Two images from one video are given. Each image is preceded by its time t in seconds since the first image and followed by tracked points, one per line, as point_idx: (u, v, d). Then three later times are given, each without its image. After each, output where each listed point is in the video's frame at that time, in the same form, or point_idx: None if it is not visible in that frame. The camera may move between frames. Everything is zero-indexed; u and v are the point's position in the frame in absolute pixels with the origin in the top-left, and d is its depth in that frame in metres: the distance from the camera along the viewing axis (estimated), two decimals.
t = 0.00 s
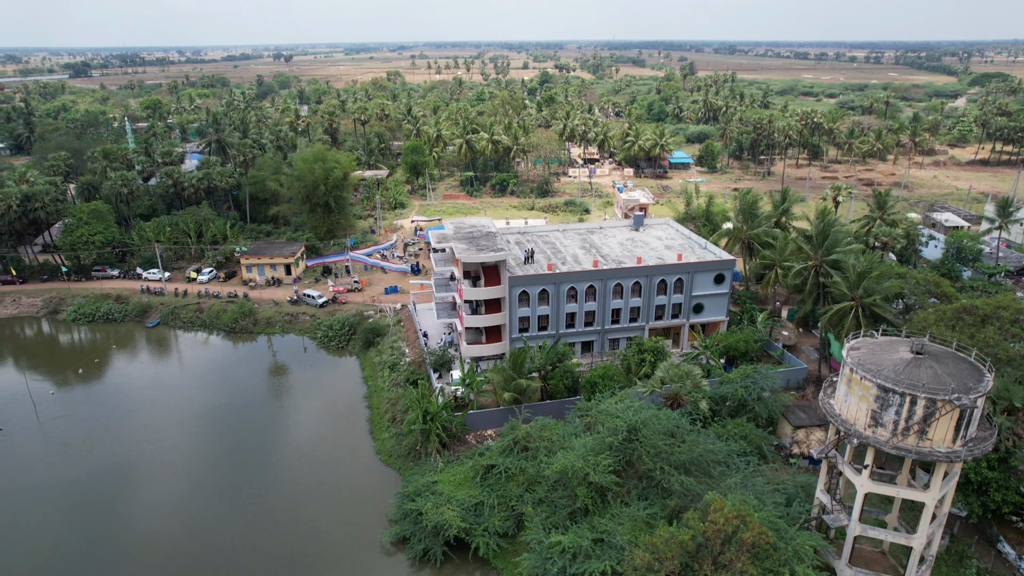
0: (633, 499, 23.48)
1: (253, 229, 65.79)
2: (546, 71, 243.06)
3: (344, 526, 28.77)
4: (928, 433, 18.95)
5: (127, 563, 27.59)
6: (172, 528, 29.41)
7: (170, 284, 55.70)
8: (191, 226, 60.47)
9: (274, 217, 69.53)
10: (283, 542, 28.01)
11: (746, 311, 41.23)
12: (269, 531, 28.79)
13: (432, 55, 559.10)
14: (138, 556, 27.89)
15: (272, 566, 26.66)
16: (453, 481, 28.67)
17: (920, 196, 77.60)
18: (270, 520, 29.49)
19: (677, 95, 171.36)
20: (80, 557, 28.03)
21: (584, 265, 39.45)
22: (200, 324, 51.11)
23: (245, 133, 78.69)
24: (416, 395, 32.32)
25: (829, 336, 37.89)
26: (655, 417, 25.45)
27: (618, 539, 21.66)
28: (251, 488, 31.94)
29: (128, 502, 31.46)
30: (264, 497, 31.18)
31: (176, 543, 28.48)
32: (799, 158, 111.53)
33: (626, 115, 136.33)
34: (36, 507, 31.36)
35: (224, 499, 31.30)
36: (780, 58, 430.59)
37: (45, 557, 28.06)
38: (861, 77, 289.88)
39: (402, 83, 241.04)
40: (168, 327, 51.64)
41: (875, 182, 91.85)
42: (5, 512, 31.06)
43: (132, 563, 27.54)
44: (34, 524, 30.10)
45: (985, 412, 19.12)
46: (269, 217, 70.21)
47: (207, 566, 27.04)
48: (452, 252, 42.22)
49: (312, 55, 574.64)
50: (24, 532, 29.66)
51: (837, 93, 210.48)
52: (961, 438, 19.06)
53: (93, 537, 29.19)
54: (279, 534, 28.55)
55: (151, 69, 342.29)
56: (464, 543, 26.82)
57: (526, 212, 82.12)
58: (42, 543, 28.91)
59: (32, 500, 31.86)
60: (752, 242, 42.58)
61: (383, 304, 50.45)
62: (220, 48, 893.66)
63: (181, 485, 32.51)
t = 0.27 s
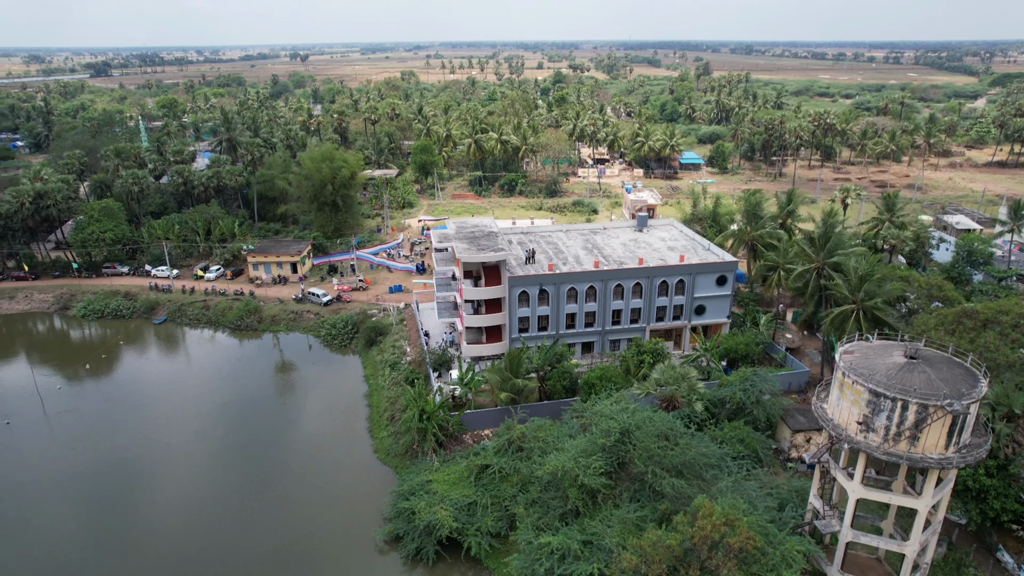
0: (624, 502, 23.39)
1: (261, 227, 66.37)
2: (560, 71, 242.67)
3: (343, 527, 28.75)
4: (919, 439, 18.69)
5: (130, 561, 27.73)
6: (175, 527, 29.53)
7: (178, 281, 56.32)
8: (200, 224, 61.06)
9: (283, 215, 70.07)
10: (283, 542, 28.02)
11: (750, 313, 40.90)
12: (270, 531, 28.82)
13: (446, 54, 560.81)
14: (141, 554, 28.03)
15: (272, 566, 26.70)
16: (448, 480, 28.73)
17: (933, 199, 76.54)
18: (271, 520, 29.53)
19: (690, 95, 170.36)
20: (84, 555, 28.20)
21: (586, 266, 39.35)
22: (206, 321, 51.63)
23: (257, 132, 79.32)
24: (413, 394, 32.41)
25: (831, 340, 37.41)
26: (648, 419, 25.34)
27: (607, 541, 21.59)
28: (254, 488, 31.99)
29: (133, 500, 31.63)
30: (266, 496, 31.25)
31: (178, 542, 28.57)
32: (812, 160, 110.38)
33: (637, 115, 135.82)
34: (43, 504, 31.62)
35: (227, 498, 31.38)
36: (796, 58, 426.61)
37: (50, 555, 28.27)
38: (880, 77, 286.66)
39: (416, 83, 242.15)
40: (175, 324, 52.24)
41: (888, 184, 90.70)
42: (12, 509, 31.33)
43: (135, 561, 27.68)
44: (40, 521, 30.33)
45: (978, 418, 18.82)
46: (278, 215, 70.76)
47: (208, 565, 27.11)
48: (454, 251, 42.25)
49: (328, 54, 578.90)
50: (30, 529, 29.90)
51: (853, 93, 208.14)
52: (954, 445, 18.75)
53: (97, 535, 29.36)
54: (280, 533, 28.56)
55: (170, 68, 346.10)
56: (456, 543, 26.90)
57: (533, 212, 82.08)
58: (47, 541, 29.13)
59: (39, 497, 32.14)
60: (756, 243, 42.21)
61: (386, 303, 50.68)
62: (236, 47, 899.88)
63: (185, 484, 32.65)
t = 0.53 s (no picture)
0: (615, 505, 23.29)
1: (268, 226, 66.84)
2: (571, 71, 242.24)
3: (343, 528, 28.73)
4: (911, 444, 18.44)
5: (133, 559, 27.84)
6: (178, 526, 29.60)
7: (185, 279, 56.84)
8: (207, 222, 61.58)
9: (290, 214, 70.53)
10: (283, 542, 28.04)
11: (752, 315, 40.61)
12: (271, 530, 28.84)
13: (459, 54, 561.61)
14: (144, 552, 28.13)
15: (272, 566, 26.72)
16: (443, 479, 28.77)
17: (945, 201, 75.62)
18: (272, 519, 29.55)
19: (701, 95, 169.40)
20: (87, 553, 28.31)
21: (586, 267, 39.23)
22: (212, 319, 52.08)
23: (265, 132, 79.84)
24: (410, 393, 32.50)
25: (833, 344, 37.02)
26: (642, 421, 25.22)
27: (596, 543, 21.50)
28: (257, 487, 32.03)
29: (137, 498, 31.73)
30: (268, 496, 31.28)
31: (180, 541, 28.64)
32: (823, 161, 109.48)
33: (647, 115, 135.29)
34: (48, 501, 31.79)
35: (230, 497, 31.42)
36: (811, 59, 423.31)
37: (54, 552, 28.40)
38: (896, 77, 283.63)
39: (428, 82, 242.68)
40: (181, 321, 52.73)
41: (900, 185, 89.68)
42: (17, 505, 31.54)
43: (137, 559, 27.77)
44: (45, 518, 30.50)
45: (972, 424, 18.56)
46: (286, 214, 71.24)
47: (209, 564, 27.15)
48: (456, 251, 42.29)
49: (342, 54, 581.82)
50: (35, 526, 30.06)
51: (868, 94, 205.99)
52: (946, 450, 18.50)
53: (101, 533, 29.48)
54: (280, 533, 28.58)
55: (185, 68, 349.46)
56: (449, 543, 26.93)
57: (540, 212, 82.02)
58: (52, 538, 29.26)
59: (44, 495, 32.32)
60: (759, 245, 41.91)
61: (390, 302, 50.86)
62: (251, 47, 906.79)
63: (187, 481, 32.81)
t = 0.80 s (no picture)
0: (605, 507, 23.19)
1: (276, 225, 67.36)
2: (585, 71, 241.44)
3: (343, 526, 28.87)
4: (901, 450, 18.18)
5: (137, 557, 27.98)
6: (178, 522, 29.88)
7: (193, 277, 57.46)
8: (216, 221, 62.17)
9: (298, 213, 71.03)
10: (286, 541, 28.15)
11: (755, 317, 40.28)
12: (273, 528, 29.00)
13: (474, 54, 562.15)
14: (149, 550, 28.30)
15: (275, 564, 26.84)
16: (437, 479, 28.83)
17: (959, 204, 74.50)
18: (275, 517, 29.69)
19: (715, 95, 168.15)
20: (93, 550, 28.46)
21: (588, 267, 39.13)
22: (218, 316, 52.62)
23: (275, 131, 80.40)
24: (408, 392, 32.61)
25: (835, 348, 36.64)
26: (635, 423, 25.09)
27: (584, 546, 21.42)
28: (261, 485, 32.17)
29: (141, 496, 31.89)
30: (267, 493, 31.48)
31: (184, 539, 28.77)
32: (836, 162, 108.26)
33: (660, 115, 134.55)
34: (55, 498, 31.97)
35: (230, 494, 31.66)
36: (828, 59, 418.64)
37: (56, 546, 28.80)
38: (914, 77, 279.71)
39: (441, 82, 243.04)
40: (188, 319, 53.31)
41: (914, 188, 88.45)
42: (24, 503, 31.75)
43: (142, 556, 27.92)
44: (51, 516, 30.68)
45: (965, 430, 18.26)
46: (294, 213, 71.74)
47: (212, 562, 27.30)
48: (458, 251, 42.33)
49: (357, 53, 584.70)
50: (42, 523, 30.27)
51: (885, 94, 203.42)
52: (937, 457, 18.21)
53: (106, 530, 29.61)
54: (283, 531, 28.73)
55: (204, 68, 351.91)
56: (442, 542, 26.99)
57: (548, 212, 81.89)
58: (57, 536, 29.40)
59: (49, 491, 32.51)
60: (763, 247, 41.56)
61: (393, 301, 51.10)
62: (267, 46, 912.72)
63: (189, 478, 33.12)
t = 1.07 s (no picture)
0: (595, 509, 23.11)
1: (285, 223, 67.90)
2: (599, 71, 240.78)
3: (339, 524, 28.92)
4: (890, 455, 17.94)
5: (138, 554, 27.98)
6: (177, 517, 30.07)
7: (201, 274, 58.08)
8: (225, 219, 62.80)
9: (307, 211, 71.54)
10: (286, 538, 28.21)
11: (757, 319, 39.96)
12: (274, 525, 29.08)
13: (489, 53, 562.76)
14: (151, 547, 28.33)
15: (275, 561, 26.89)
16: (431, 477, 28.90)
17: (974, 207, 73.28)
18: (275, 515, 29.74)
19: (730, 95, 166.85)
20: (95, 548, 28.47)
21: (589, 268, 39.03)
22: (224, 313, 53.17)
23: (286, 129, 81.00)
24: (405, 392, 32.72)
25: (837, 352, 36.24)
26: (627, 425, 24.98)
27: (571, 547, 21.37)
28: (262, 483, 32.26)
29: (143, 492, 32.15)
30: (266, 491, 31.60)
31: (185, 536, 28.80)
32: (850, 163, 106.95)
33: (672, 115, 133.82)
34: (56, 497, 31.98)
35: (229, 491, 31.81)
36: (847, 59, 413.81)
37: (58, 539, 29.07)
38: (934, 78, 275.41)
39: (455, 81, 243.64)
40: (195, 316, 53.92)
41: (928, 190, 87.12)
42: (25, 501, 31.76)
43: (143, 552, 28.06)
44: (54, 510, 30.99)
45: (956, 436, 17.97)
46: (303, 211, 72.27)
47: (213, 559, 27.33)
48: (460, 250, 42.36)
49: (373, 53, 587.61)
50: (44, 522, 30.29)
51: (904, 95, 200.61)
52: (927, 464, 17.93)
53: (108, 528, 29.62)
54: (283, 529, 28.79)
55: (222, 67, 355.25)
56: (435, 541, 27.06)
57: (556, 212, 81.75)
58: (59, 534, 29.40)
59: (51, 490, 32.53)
60: (766, 248, 41.19)
61: (397, 300, 51.30)
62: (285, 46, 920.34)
63: (191, 474, 33.34)
